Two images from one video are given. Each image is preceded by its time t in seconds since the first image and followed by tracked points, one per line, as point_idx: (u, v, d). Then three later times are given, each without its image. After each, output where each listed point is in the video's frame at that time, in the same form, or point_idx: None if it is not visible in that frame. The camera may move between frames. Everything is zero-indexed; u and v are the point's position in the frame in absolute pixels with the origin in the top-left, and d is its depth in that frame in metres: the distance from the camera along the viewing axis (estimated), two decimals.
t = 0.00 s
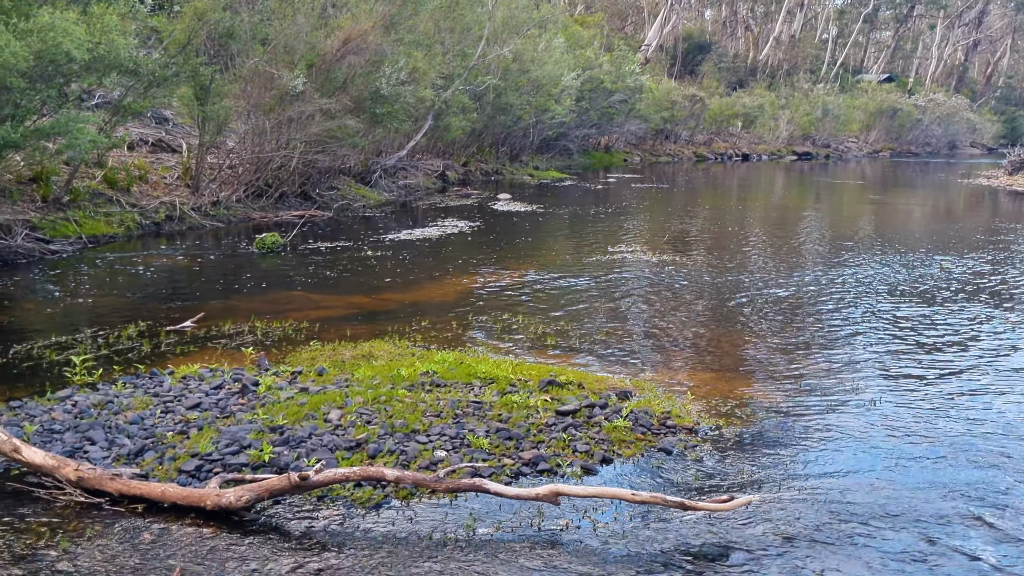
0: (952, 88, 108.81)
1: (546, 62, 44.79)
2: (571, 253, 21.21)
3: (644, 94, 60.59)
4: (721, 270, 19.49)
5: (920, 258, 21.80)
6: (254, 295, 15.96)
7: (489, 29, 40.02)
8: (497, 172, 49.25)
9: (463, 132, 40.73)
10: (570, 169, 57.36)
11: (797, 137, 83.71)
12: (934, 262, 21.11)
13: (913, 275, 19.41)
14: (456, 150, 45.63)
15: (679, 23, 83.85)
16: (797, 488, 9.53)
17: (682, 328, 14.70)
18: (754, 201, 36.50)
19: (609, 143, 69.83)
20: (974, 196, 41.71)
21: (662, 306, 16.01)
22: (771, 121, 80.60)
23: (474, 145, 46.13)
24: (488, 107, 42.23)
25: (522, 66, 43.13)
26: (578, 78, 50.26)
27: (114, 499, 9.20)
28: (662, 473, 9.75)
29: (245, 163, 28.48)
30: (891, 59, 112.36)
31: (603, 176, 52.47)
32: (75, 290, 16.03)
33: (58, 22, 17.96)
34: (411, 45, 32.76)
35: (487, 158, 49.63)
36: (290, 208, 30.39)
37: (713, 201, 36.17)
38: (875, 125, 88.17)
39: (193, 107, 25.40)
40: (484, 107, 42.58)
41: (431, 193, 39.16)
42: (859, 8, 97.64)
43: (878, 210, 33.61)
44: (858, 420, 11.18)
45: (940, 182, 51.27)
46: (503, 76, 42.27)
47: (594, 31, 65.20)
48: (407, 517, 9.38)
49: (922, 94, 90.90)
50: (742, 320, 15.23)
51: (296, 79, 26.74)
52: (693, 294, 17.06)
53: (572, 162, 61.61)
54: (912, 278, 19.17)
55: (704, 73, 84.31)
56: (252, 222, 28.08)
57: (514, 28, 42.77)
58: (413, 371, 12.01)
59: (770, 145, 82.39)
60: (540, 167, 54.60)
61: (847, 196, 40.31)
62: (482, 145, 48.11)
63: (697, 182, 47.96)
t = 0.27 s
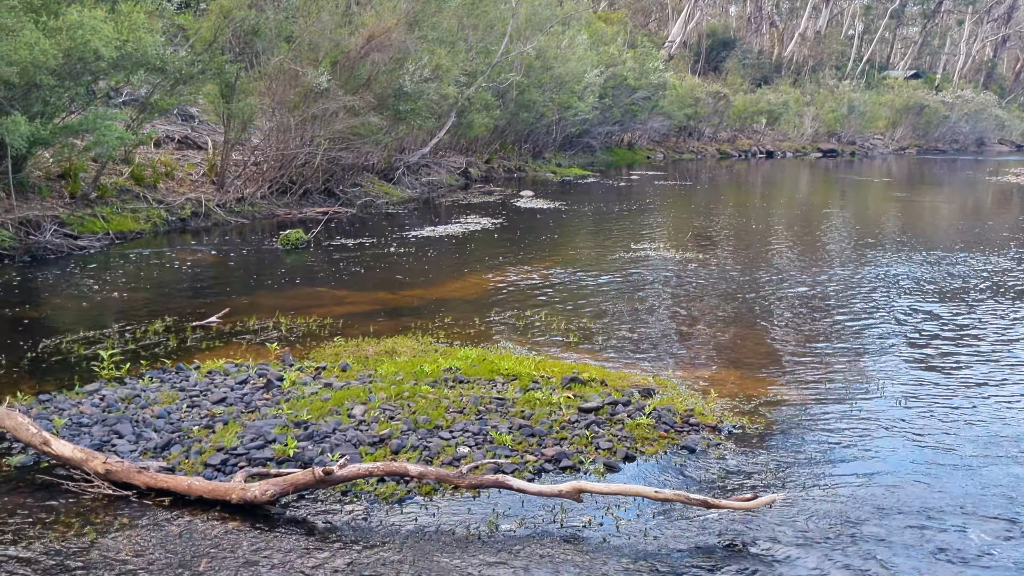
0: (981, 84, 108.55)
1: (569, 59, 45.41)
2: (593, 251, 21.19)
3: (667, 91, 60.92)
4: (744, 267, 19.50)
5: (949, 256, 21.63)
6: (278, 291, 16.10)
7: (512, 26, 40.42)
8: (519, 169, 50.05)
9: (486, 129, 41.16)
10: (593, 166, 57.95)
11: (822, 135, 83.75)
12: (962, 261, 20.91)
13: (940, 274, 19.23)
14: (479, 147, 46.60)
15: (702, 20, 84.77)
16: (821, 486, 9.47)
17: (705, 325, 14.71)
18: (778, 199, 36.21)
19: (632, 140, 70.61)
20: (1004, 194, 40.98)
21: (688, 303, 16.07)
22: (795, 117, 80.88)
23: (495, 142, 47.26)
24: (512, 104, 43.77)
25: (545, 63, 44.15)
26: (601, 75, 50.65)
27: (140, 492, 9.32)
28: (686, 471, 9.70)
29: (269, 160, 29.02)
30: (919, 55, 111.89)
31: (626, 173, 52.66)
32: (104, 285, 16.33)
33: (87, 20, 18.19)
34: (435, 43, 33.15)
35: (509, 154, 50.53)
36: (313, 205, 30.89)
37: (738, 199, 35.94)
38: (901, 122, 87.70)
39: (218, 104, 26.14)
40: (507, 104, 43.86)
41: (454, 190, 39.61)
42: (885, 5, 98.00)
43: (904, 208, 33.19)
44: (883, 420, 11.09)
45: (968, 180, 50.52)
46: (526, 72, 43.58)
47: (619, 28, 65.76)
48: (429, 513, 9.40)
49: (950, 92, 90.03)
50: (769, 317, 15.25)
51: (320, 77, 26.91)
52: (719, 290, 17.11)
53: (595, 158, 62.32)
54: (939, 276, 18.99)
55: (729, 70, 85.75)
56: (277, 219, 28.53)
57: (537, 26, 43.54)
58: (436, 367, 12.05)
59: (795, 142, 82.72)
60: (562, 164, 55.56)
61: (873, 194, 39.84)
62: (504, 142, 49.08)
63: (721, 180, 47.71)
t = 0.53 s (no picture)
0: (1009, 79, 107.47)
1: (591, 55, 45.86)
2: (615, 247, 21.22)
3: (689, 87, 61.15)
4: (767, 264, 19.51)
5: (976, 254, 21.47)
6: (301, 286, 16.24)
7: (534, 22, 40.58)
8: (541, 165, 50.43)
9: (508, 125, 41.41)
10: (614, 162, 58.31)
11: (846, 131, 83.59)
12: (990, 259, 20.75)
13: (967, 271, 19.09)
14: (501, 143, 47.00)
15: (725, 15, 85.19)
16: (843, 484, 9.44)
17: (729, 322, 14.73)
18: (800, 195, 36.03)
19: (653, 137, 71.11)
20: None
21: (713, 301, 16.06)
22: (818, 113, 80.76)
23: (518, 138, 47.63)
24: (533, 100, 43.92)
25: (567, 59, 44.39)
26: (623, 71, 50.82)
27: (166, 485, 9.44)
28: (708, 468, 9.70)
29: (291, 157, 29.34)
30: (946, 51, 111.06)
31: (648, 169, 52.82)
32: (130, 279, 16.59)
33: (114, 17, 18.32)
34: (457, 39, 33.39)
35: (531, 151, 50.93)
36: (335, 201, 31.26)
37: (759, 195, 35.80)
38: (926, 118, 87.21)
39: (242, 100, 26.56)
40: (529, 99, 44.10)
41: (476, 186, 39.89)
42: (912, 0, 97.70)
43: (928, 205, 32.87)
44: (907, 418, 11.04)
45: (994, 176, 49.87)
46: (548, 69, 43.22)
47: (640, 23, 66.04)
48: (451, 508, 9.41)
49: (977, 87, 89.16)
50: (794, 314, 15.24)
51: (342, 73, 27.20)
52: (743, 288, 17.09)
53: (617, 154, 62.69)
54: (966, 274, 18.85)
55: (752, 66, 85.78)
56: (299, 215, 28.85)
57: (559, 22, 43.70)
58: (458, 363, 12.11)
59: (818, 138, 82.70)
60: (583, 161, 55.90)
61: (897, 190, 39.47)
62: (526, 139, 49.57)
63: (743, 176, 47.53)
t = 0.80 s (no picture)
0: None
1: (612, 51, 46.16)
2: (636, 243, 21.22)
3: (712, 83, 61.23)
4: (790, 260, 19.48)
5: (1003, 250, 21.30)
6: (322, 282, 16.35)
7: (554, 18, 40.75)
8: (562, 161, 50.67)
9: (529, 121, 41.62)
10: (636, 158, 58.49)
11: (870, 127, 83.23)
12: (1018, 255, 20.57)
13: (993, 268, 18.92)
14: (523, 140, 47.29)
15: (749, 11, 85.24)
16: (867, 482, 9.37)
17: (752, 318, 14.72)
18: (822, 192, 35.84)
19: (674, 133, 71.32)
20: None
21: (739, 297, 16.03)
22: (841, 109, 80.48)
23: (539, 135, 47.89)
24: (554, 96, 43.93)
25: (589, 55, 44.55)
26: (644, 67, 50.92)
27: (190, 478, 9.49)
28: (730, 465, 9.66)
29: (314, 153, 29.68)
30: (972, 46, 110.13)
31: (670, 165, 52.86)
32: (155, 274, 16.79)
33: (138, 14, 18.59)
34: (478, 35, 33.60)
35: (553, 147, 51.20)
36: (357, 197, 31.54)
37: (781, 192, 35.66)
38: (952, 114, 86.60)
39: (265, 96, 26.60)
40: (550, 96, 44.26)
41: (497, 182, 40.09)
42: None
43: (953, 202, 32.56)
44: (932, 416, 10.96)
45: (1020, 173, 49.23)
46: (570, 66, 43.36)
47: (661, 20, 66.20)
48: (471, 502, 9.31)
49: (1003, 83, 88.26)
50: (820, 311, 15.21)
51: (364, 69, 27.47)
52: (767, 285, 17.04)
53: (638, 151, 62.90)
54: (993, 270, 18.68)
55: (774, 62, 86.02)
56: (321, 210, 29.11)
57: (581, 18, 43.76)
58: (479, 359, 12.16)
59: (841, 134, 82.47)
60: (605, 157, 56.08)
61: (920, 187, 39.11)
62: (547, 135, 49.84)
63: (766, 173, 47.34)
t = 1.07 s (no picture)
0: None
1: (633, 46, 46.21)
2: (657, 239, 21.17)
3: (733, 78, 61.16)
4: (812, 256, 19.41)
5: None
6: (343, 276, 16.44)
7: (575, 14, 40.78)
8: (583, 157, 50.81)
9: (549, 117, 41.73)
10: (656, 154, 58.55)
11: (893, 122, 82.79)
12: None
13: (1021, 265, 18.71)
14: (544, 135, 47.45)
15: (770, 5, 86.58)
16: (890, 480, 9.28)
17: (776, 314, 14.69)
18: (845, 188, 35.55)
19: (695, 129, 71.35)
20: None
21: (764, 293, 16.00)
22: (864, 104, 80.09)
23: (560, 130, 48.02)
24: (575, 92, 44.17)
25: (610, 50, 44.59)
26: (666, 62, 50.88)
27: (212, 470, 9.55)
28: (751, 461, 9.63)
29: (335, 148, 29.86)
30: (999, 40, 109.02)
31: (691, 161, 52.80)
32: (179, 268, 16.93)
33: (162, 10, 18.77)
34: (498, 30, 33.69)
35: (573, 142, 51.35)
36: (377, 191, 31.69)
37: (803, 188, 35.45)
38: (977, 109, 85.91)
39: (286, 92, 26.73)
40: (571, 91, 44.38)
41: (517, 177, 40.20)
42: None
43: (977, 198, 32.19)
44: (956, 414, 10.86)
45: None
46: (590, 61, 43.98)
47: (682, 14, 66.25)
48: (491, 496, 9.33)
49: None
50: (844, 307, 15.17)
51: (385, 65, 27.60)
52: (792, 280, 17.00)
53: (659, 146, 62.99)
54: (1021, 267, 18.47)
55: (797, 56, 86.07)
56: (342, 205, 29.31)
57: (603, 13, 43.71)
58: (499, 354, 12.19)
59: (864, 129, 82.08)
60: (625, 152, 56.15)
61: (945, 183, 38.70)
62: (568, 130, 49.95)
63: (788, 169, 47.05)
